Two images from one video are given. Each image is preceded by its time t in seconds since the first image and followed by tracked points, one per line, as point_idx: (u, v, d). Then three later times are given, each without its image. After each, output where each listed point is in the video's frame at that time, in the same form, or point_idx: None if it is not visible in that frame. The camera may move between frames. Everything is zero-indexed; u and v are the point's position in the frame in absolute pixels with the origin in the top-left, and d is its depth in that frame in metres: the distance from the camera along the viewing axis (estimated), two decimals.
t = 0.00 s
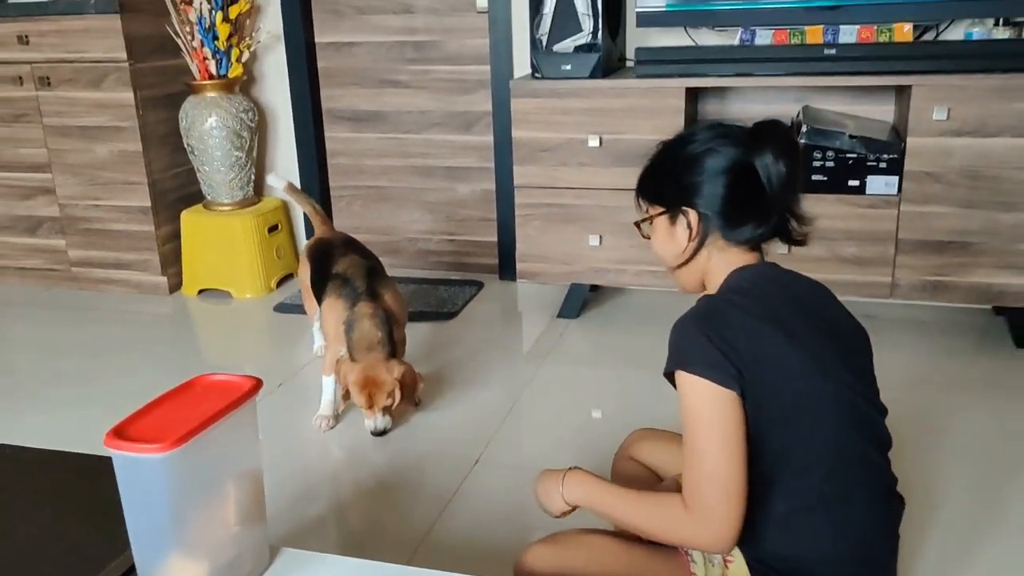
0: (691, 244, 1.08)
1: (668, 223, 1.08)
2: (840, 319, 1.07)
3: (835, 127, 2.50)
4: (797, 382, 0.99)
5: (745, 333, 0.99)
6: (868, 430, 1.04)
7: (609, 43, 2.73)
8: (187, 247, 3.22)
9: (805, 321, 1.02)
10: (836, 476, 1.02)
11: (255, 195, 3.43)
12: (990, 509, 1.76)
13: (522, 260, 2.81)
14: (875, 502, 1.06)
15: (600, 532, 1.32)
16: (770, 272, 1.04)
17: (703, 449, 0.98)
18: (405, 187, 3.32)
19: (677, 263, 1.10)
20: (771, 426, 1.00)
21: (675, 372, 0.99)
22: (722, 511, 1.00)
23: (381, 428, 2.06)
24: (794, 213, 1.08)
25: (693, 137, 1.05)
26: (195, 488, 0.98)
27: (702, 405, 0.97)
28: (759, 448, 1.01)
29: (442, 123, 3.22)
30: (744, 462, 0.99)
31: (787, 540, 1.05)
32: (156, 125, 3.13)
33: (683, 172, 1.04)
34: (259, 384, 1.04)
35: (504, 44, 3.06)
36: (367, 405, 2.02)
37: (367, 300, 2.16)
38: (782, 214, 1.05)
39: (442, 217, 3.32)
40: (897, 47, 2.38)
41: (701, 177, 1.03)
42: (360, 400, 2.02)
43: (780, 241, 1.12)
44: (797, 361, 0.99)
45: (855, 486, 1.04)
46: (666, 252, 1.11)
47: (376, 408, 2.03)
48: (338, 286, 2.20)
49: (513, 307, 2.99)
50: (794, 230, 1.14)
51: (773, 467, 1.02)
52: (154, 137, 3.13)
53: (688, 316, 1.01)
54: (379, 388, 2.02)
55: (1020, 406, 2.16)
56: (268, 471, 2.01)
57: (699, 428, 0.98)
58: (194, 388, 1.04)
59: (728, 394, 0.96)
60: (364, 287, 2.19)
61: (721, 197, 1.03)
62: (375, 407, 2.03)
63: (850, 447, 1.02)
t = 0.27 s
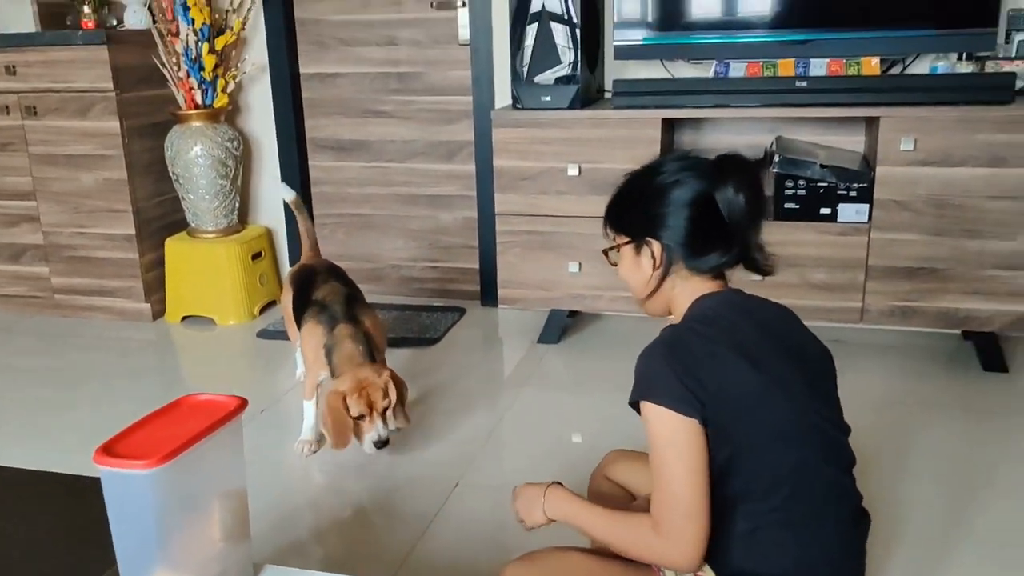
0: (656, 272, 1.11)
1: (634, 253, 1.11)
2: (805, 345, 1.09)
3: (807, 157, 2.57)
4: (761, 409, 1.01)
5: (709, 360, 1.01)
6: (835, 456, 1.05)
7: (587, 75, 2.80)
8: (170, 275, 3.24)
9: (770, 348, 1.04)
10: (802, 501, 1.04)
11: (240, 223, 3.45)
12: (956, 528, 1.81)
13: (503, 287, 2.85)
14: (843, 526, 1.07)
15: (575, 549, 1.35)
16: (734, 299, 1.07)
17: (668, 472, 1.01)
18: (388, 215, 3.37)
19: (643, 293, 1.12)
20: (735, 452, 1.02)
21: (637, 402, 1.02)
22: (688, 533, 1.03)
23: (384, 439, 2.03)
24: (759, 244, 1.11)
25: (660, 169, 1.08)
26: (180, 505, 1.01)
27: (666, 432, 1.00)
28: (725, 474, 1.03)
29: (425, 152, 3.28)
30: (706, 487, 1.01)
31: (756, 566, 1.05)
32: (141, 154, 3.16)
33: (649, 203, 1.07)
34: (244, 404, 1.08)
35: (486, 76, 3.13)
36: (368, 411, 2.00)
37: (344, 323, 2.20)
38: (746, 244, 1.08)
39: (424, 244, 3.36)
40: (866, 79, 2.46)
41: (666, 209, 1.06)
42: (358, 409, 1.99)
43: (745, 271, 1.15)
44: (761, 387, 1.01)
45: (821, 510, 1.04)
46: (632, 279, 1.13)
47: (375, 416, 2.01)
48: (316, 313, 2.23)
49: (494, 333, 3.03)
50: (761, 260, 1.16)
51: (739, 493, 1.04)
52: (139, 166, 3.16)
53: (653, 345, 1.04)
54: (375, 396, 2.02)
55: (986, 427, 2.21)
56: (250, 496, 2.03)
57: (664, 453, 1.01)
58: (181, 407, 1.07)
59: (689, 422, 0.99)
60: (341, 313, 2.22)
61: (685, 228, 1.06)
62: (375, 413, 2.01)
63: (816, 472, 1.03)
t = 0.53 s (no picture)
0: (595, 289, 1.13)
1: (574, 271, 1.13)
2: (743, 355, 1.12)
3: (761, 177, 2.63)
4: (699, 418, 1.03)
5: (648, 372, 1.03)
6: (777, 462, 1.07)
7: (546, 97, 2.84)
8: (127, 296, 3.20)
9: (707, 358, 1.06)
10: (746, 508, 1.06)
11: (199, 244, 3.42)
12: (904, 536, 1.85)
13: (464, 306, 2.86)
14: (788, 530, 1.09)
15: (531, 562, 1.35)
16: (672, 314, 1.10)
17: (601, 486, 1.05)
18: (349, 235, 3.37)
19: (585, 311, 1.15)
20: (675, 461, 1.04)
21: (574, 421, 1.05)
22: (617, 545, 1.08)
23: (358, 437, 2.01)
24: (695, 262, 1.14)
25: (598, 190, 1.10)
26: (133, 522, 1.00)
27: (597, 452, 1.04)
28: (668, 482, 1.06)
29: (386, 173, 3.29)
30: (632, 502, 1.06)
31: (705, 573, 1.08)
32: (98, 174, 3.13)
33: (587, 224, 1.10)
34: (199, 420, 1.08)
35: (447, 97, 3.15)
36: (339, 409, 2.00)
37: (306, 337, 2.20)
38: (681, 262, 1.11)
39: (386, 265, 3.37)
40: (817, 102, 2.53)
41: (604, 229, 1.09)
42: (328, 407, 1.99)
43: (683, 290, 1.18)
44: (699, 397, 1.03)
45: (764, 516, 1.06)
46: (574, 296, 1.16)
47: (346, 414, 2.01)
48: (276, 329, 2.23)
49: (456, 352, 3.04)
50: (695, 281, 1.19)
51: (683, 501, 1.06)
52: (96, 186, 3.13)
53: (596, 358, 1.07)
54: (345, 393, 2.02)
55: (934, 439, 2.27)
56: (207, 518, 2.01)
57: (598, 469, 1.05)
58: (134, 423, 1.06)
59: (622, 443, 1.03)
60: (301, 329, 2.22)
61: (623, 248, 1.09)
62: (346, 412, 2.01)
63: (758, 479, 1.06)
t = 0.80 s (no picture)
0: (559, 299, 1.23)
1: (540, 282, 1.23)
2: (706, 354, 1.20)
3: (748, 181, 2.65)
4: (652, 414, 1.13)
5: (603, 373, 1.14)
6: (737, 456, 1.14)
7: (534, 103, 2.86)
8: (116, 304, 3.20)
9: (665, 360, 1.15)
10: (704, 498, 1.13)
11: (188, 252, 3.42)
12: (888, 536, 1.86)
13: (454, 311, 2.87)
14: (753, 520, 1.15)
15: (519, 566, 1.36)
16: (633, 318, 1.19)
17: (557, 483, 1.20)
18: (338, 242, 3.37)
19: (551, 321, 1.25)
20: (631, 453, 1.14)
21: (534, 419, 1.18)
22: (567, 538, 1.23)
23: (354, 433, 2.03)
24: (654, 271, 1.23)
25: (561, 204, 1.20)
26: (123, 527, 1.00)
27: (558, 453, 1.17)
28: (629, 473, 1.16)
29: (374, 179, 3.30)
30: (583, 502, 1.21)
31: (670, 559, 1.16)
32: (85, 182, 3.13)
33: (552, 235, 1.19)
34: (188, 424, 1.08)
35: (435, 104, 3.16)
36: (336, 405, 2.01)
37: (300, 338, 2.21)
38: (641, 271, 1.20)
39: (375, 271, 3.37)
40: (801, 106, 2.56)
41: (567, 241, 1.18)
42: (326, 404, 1.99)
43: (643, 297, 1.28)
44: (652, 395, 1.13)
45: (724, 503, 1.14)
46: (540, 307, 1.25)
47: (343, 412, 2.02)
48: (269, 334, 2.22)
49: (446, 358, 3.04)
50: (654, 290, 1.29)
51: (644, 491, 1.16)
52: (83, 194, 3.12)
53: (556, 360, 1.18)
54: (342, 391, 2.03)
55: (919, 440, 2.29)
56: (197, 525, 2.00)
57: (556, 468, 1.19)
58: (124, 428, 1.07)
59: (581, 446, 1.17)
60: (294, 332, 2.23)
61: (585, 258, 1.18)
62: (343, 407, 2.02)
63: (715, 471, 1.13)
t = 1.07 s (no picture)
0: (538, 313, 1.28)
1: (519, 299, 1.28)
2: (684, 354, 1.22)
3: (749, 182, 2.65)
4: (627, 415, 1.16)
5: (579, 376, 1.18)
6: (717, 453, 1.16)
7: (534, 105, 2.86)
8: (117, 309, 3.19)
9: (641, 361, 1.18)
10: (684, 496, 1.15)
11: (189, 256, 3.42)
12: (891, 537, 1.86)
13: (455, 314, 2.87)
14: (737, 516, 1.16)
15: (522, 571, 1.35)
16: (611, 325, 1.23)
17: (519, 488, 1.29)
18: (339, 245, 3.37)
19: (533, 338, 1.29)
20: (610, 454, 1.18)
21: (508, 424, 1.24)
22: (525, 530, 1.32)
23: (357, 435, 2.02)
24: (630, 282, 1.28)
25: (536, 222, 1.25)
26: (127, 533, 1.00)
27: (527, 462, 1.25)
28: (612, 475, 1.19)
29: (375, 182, 3.30)
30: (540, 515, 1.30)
31: (656, 557, 1.18)
32: (87, 187, 3.13)
33: (529, 251, 1.24)
34: (190, 430, 1.08)
35: (435, 106, 3.16)
36: (342, 406, 2.00)
37: (306, 339, 2.21)
38: (617, 282, 1.25)
39: (376, 274, 3.37)
40: (802, 107, 2.55)
41: (543, 256, 1.23)
42: (332, 404, 1.98)
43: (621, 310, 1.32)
44: (626, 397, 1.16)
45: (708, 499, 1.15)
46: (521, 324, 1.30)
47: (348, 412, 2.01)
48: (275, 336, 2.22)
49: (448, 360, 3.04)
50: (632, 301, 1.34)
51: (626, 491, 1.19)
52: (85, 199, 3.12)
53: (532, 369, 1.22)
54: (349, 392, 2.02)
55: (921, 439, 2.29)
56: (201, 530, 2.00)
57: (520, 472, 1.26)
58: (126, 435, 1.06)
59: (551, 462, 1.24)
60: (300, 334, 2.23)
61: (561, 271, 1.23)
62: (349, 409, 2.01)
63: (694, 469, 1.15)
